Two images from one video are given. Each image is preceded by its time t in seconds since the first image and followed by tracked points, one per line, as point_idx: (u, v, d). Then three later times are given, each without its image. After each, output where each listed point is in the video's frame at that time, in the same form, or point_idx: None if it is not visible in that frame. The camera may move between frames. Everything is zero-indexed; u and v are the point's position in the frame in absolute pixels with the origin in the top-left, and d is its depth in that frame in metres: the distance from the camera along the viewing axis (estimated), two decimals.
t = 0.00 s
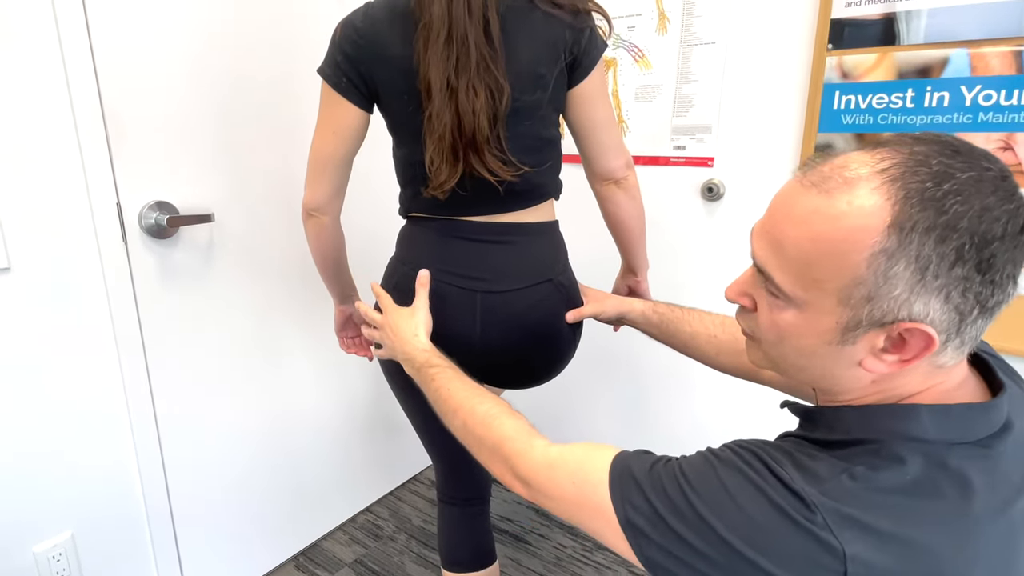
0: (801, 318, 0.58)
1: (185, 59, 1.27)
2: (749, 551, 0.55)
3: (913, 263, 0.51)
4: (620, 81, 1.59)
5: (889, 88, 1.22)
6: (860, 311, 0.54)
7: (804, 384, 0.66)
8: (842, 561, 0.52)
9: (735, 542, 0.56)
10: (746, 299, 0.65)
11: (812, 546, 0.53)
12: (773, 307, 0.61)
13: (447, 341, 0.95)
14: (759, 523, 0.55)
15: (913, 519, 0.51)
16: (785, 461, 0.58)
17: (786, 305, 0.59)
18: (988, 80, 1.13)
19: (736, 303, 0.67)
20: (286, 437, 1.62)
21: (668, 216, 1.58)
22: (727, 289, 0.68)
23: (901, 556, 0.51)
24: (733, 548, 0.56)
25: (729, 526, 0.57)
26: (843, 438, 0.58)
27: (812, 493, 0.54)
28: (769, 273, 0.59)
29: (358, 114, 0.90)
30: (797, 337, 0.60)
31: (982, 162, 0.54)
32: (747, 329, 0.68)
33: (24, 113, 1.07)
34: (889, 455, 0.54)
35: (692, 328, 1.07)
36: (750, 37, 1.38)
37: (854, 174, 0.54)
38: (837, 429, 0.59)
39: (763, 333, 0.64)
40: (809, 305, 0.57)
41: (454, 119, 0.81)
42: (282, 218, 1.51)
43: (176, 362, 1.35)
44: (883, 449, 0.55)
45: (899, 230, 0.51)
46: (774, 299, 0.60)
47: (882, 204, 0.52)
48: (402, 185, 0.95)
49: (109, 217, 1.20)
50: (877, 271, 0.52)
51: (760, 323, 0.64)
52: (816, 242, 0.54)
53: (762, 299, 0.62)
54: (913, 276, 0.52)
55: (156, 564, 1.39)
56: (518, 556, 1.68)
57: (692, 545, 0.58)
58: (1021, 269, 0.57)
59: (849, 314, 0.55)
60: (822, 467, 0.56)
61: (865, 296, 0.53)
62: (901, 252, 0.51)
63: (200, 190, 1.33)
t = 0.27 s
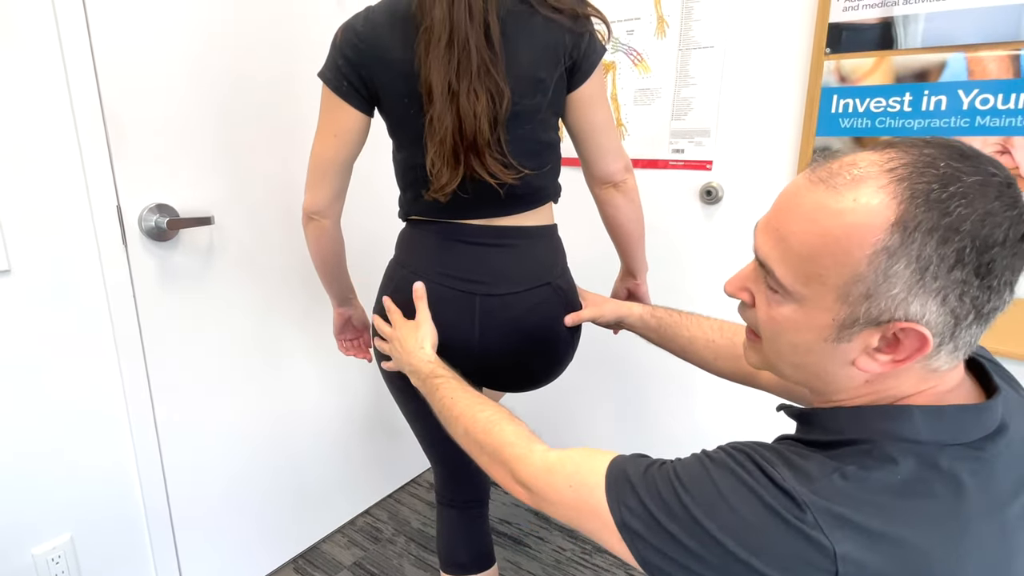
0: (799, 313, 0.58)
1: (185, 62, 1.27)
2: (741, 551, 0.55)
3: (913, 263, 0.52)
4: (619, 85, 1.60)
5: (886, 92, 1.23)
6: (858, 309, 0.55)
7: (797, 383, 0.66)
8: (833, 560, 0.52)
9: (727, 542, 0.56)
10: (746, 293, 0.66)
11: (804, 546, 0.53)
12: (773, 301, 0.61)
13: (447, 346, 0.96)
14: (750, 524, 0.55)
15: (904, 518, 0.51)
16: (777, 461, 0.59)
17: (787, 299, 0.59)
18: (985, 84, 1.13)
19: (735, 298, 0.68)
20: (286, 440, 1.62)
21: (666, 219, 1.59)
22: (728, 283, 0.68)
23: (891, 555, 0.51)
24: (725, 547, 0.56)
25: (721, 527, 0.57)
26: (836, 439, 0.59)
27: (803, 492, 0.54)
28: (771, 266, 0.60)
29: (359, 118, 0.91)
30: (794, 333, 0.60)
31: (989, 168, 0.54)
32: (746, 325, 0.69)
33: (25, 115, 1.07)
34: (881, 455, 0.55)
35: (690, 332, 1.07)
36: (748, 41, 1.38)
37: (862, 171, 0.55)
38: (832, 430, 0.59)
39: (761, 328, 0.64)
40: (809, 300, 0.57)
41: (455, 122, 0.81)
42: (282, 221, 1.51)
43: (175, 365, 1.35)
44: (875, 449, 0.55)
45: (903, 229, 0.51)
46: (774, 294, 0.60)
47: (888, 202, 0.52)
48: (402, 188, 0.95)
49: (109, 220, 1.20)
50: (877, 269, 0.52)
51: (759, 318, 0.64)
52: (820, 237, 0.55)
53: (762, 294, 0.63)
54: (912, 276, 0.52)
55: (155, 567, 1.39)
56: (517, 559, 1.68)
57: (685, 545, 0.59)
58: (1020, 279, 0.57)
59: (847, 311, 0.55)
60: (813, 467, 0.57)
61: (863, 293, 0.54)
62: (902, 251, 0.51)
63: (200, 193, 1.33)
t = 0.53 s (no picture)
0: (794, 303, 0.59)
1: (185, 64, 1.27)
2: (738, 548, 0.55)
3: (907, 254, 0.51)
4: (617, 87, 1.60)
5: (885, 94, 1.23)
6: (851, 299, 0.55)
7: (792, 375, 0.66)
8: (831, 555, 0.52)
9: (724, 540, 0.56)
10: (743, 284, 0.66)
11: (801, 542, 0.53)
12: (770, 291, 0.61)
13: (445, 349, 0.95)
14: (747, 521, 0.55)
15: (897, 510, 0.52)
16: (771, 456, 0.59)
17: (782, 289, 0.60)
18: (984, 86, 1.13)
19: (734, 288, 0.68)
20: (284, 442, 1.62)
21: (665, 221, 1.59)
22: (727, 273, 0.69)
23: (888, 548, 0.51)
24: (723, 547, 0.56)
25: (718, 526, 0.57)
26: (830, 434, 0.59)
27: (799, 487, 0.54)
28: (767, 256, 0.60)
29: (358, 120, 0.91)
30: (789, 323, 0.60)
31: (984, 164, 0.54)
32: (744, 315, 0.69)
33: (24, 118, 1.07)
34: (875, 448, 0.55)
35: (689, 334, 1.07)
36: (747, 43, 1.38)
37: (861, 164, 0.55)
38: (827, 426, 0.60)
39: (757, 318, 0.65)
40: (803, 290, 0.57)
41: (451, 123, 0.81)
42: (281, 221, 1.51)
43: (173, 367, 1.34)
44: (868, 442, 0.56)
45: (897, 221, 0.51)
46: (771, 283, 0.61)
47: (884, 194, 0.52)
48: (401, 190, 0.95)
49: (108, 221, 1.20)
50: (871, 259, 0.52)
51: (756, 307, 0.64)
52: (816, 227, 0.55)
53: (759, 284, 0.63)
54: (905, 267, 0.52)
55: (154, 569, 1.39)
56: (517, 561, 1.67)
57: (682, 547, 0.58)
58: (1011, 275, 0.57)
59: (840, 301, 0.55)
60: (808, 461, 0.57)
61: (857, 283, 0.54)
62: (896, 242, 0.51)
63: (198, 194, 1.33)
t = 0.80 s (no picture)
0: (793, 305, 0.58)
1: (187, 66, 1.28)
2: (723, 530, 0.56)
3: (905, 253, 0.52)
4: (617, 89, 1.60)
5: (884, 96, 1.23)
6: (850, 299, 0.54)
7: (786, 377, 0.66)
8: (812, 540, 0.52)
9: (710, 522, 0.56)
10: (737, 289, 0.66)
11: (784, 526, 0.53)
12: (766, 295, 0.61)
13: (445, 350, 0.95)
14: (733, 505, 0.56)
15: (880, 500, 0.51)
16: (759, 444, 0.59)
17: (780, 293, 0.59)
18: (983, 88, 1.13)
19: (726, 293, 0.68)
20: (284, 444, 1.62)
21: (664, 222, 1.59)
22: (719, 279, 0.68)
23: (869, 536, 0.51)
24: (709, 529, 0.57)
25: (705, 508, 0.57)
26: (819, 426, 0.59)
27: (784, 473, 0.55)
28: (764, 260, 0.59)
29: (357, 120, 0.91)
30: (787, 326, 0.60)
31: (972, 162, 0.55)
32: (737, 320, 0.69)
33: (26, 120, 1.07)
34: (860, 440, 0.55)
35: (690, 334, 1.07)
36: (747, 45, 1.39)
37: (853, 166, 0.55)
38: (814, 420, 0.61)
39: (752, 322, 0.64)
40: (802, 293, 0.57)
41: (451, 125, 0.81)
42: (280, 222, 1.51)
43: (173, 369, 1.35)
44: (854, 434, 0.56)
45: (894, 220, 0.51)
46: (767, 287, 0.60)
47: (881, 195, 0.52)
48: (400, 191, 0.95)
49: (108, 222, 1.20)
50: (871, 260, 0.52)
51: (751, 312, 0.64)
52: (814, 230, 0.54)
53: (755, 289, 0.62)
54: (904, 266, 0.52)
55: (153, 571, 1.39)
56: (516, 563, 1.67)
57: (670, 528, 0.58)
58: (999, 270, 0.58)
59: (839, 302, 0.55)
60: (795, 449, 0.57)
61: (857, 284, 0.53)
62: (895, 242, 0.51)
63: (199, 196, 1.33)
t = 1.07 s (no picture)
0: (781, 305, 0.59)
1: (189, 70, 1.28)
2: (720, 528, 0.56)
3: (887, 252, 0.52)
4: (617, 91, 1.61)
5: (885, 99, 1.24)
6: (835, 298, 0.55)
7: (782, 377, 0.67)
8: (809, 539, 0.52)
9: (706, 519, 0.57)
10: (731, 289, 0.67)
11: (781, 526, 0.53)
12: (756, 295, 0.62)
13: (447, 352, 0.96)
14: (730, 503, 0.56)
15: (878, 500, 0.51)
16: (756, 444, 0.59)
17: (768, 292, 0.60)
18: (982, 92, 1.14)
19: (721, 295, 0.69)
20: (286, 446, 1.63)
21: (664, 224, 1.59)
22: (714, 280, 0.69)
23: (866, 535, 0.51)
24: (706, 526, 0.57)
25: (701, 505, 0.58)
26: (816, 426, 0.60)
27: (780, 471, 0.55)
28: (752, 260, 0.60)
29: (360, 124, 0.91)
30: (777, 325, 0.61)
31: (957, 162, 0.55)
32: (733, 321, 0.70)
33: (28, 124, 1.07)
34: (858, 440, 0.55)
35: (690, 337, 1.07)
36: (746, 48, 1.39)
37: (837, 167, 0.56)
38: (811, 420, 0.61)
39: (745, 323, 0.65)
40: (789, 292, 0.58)
41: (453, 128, 0.81)
42: (282, 225, 1.52)
43: (174, 372, 1.35)
44: (852, 434, 0.56)
45: (876, 219, 0.52)
46: (757, 287, 0.61)
47: (862, 194, 0.53)
48: (402, 194, 0.96)
49: (111, 225, 1.20)
50: (853, 258, 0.53)
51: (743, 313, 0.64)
52: (798, 229, 0.55)
53: (745, 289, 0.63)
54: (886, 264, 0.52)
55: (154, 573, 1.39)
56: (517, 565, 1.67)
57: (666, 524, 0.59)
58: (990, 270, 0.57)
59: (825, 301, 0.56)
60: (792, 449, 0.57)
61: (841, 283, 0.54)
62: (877, 241, 0.52)
63: (200, 199, 1.34)
